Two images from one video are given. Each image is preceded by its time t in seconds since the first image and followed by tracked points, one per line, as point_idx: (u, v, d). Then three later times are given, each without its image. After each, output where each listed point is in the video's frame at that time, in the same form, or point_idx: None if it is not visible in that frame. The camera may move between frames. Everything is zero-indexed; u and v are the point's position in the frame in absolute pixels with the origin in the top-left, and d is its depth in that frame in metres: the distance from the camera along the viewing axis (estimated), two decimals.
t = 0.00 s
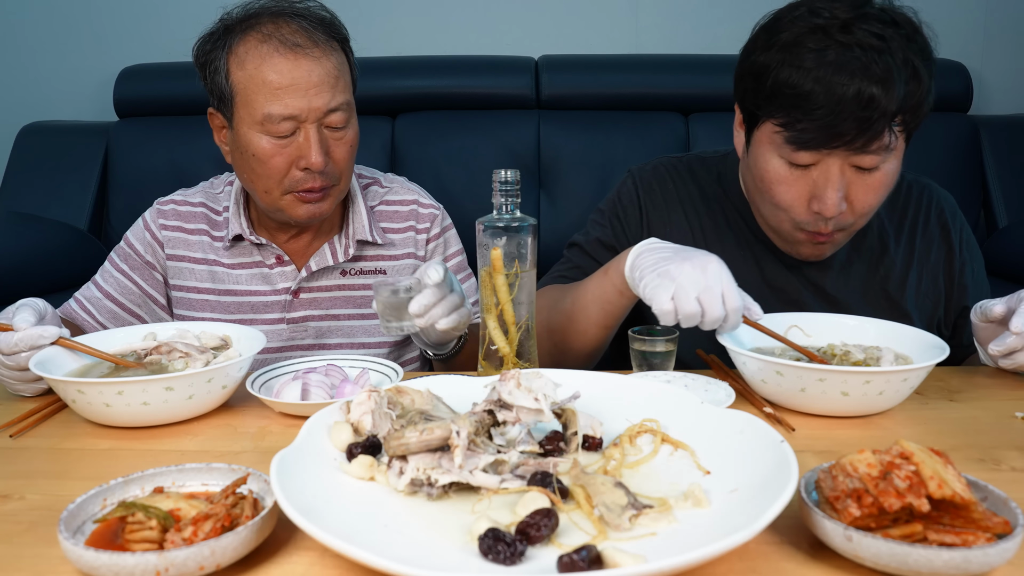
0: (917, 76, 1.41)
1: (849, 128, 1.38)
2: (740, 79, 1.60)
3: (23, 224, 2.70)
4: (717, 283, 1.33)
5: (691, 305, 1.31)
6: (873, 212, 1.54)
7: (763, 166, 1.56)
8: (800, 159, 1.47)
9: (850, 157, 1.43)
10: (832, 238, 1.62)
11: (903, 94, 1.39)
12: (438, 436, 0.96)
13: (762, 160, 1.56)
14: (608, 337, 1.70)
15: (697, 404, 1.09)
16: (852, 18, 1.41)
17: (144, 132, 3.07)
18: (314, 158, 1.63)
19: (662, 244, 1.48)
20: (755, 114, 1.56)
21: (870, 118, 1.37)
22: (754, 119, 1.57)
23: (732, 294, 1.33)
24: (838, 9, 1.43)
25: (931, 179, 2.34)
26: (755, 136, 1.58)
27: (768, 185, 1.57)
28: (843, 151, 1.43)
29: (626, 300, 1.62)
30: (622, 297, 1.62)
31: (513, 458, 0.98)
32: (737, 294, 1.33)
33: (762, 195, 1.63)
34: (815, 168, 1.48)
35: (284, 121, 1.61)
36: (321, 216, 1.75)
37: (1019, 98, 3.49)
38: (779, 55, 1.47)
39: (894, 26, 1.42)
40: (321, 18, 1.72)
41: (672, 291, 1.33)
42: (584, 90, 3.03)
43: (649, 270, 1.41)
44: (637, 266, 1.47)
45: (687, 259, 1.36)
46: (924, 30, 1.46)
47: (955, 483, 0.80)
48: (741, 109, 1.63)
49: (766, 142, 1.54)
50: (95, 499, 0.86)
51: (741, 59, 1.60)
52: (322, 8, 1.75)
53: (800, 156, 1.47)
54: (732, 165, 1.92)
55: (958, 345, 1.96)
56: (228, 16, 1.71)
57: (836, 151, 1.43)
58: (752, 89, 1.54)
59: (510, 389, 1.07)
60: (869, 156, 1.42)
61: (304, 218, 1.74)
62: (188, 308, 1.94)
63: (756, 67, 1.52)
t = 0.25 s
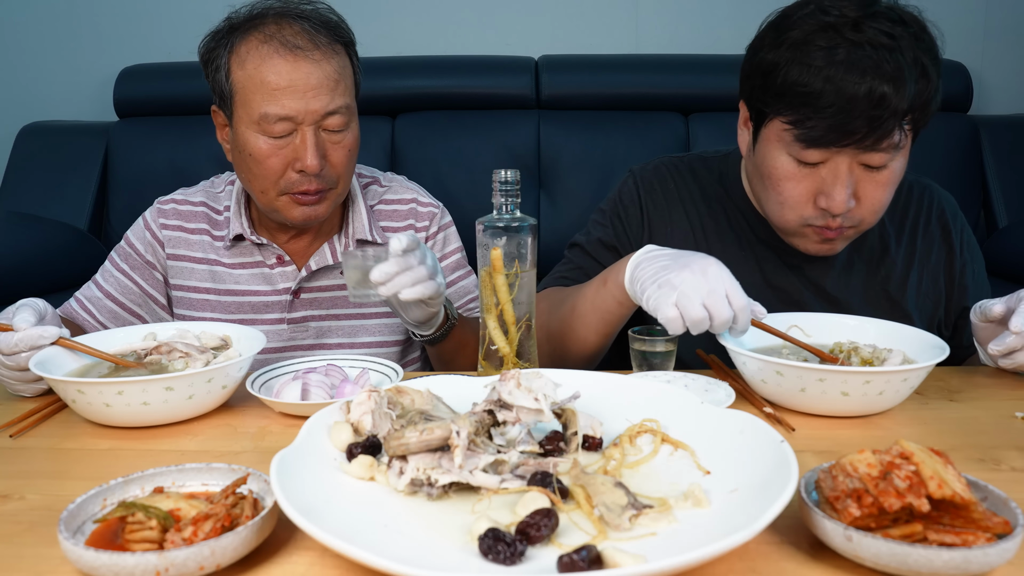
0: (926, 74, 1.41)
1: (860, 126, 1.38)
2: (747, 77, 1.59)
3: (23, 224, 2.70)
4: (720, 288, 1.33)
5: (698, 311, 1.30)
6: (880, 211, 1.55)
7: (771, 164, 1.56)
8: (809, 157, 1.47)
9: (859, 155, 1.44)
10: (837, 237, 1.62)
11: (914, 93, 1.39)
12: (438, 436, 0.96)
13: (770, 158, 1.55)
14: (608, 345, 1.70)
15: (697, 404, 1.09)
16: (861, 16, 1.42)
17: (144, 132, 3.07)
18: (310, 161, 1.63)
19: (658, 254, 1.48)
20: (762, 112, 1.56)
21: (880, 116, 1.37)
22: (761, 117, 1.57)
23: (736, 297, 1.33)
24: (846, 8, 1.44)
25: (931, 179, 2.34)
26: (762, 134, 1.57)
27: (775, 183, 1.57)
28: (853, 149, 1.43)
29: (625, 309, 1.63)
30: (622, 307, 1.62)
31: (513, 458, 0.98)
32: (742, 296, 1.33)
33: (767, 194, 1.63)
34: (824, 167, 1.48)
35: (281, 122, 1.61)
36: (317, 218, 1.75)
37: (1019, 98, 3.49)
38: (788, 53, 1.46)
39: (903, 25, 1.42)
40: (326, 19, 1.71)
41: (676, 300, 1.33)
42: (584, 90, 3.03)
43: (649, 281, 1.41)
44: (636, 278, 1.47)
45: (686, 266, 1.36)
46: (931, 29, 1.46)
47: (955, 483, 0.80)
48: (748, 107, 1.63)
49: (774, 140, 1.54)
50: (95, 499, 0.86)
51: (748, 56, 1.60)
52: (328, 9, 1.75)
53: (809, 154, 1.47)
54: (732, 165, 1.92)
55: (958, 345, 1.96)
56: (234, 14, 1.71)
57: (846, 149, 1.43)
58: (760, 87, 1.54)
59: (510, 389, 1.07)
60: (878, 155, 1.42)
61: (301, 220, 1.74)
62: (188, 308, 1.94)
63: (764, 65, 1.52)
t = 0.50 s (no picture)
0: (928, 71, 1.41)
1: (863, 121, 1.38)
2: (749, 74, 1.59)
3: (23, 224, 2.70)
4: (709, 295, 1.33)
5: (689, 321, 1.31)
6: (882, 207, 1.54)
7: (773, 159, 1.55)
8: (813, 152, 1.47)
9: (862, 150, 1.43)
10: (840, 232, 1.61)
11: (916, 88, 1.39)
12: (438, 436, 0.96)
13: (772, 154, 1.55)
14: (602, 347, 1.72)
15: (697, 404, 1.09)
16: (863, 13, 1.42)
17: (144, 132, 3.07)
18: (304, 163, 1.62)
19: (646, 261, 1.48)
20: (764, 108, 1.55)
21: (883, 111, 1.37)
22: (763, 114, 1.57)
23: (724, 302, 1.33)
24: (848, 4, 1.44)
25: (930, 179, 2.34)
26: (765, 130, 1.57)
27: (776, 179, 1.56)
28: (856, 144, 1.42)
29: (617, 315, 1.64)
30: (614, 313, 1.63)
31: (513, 458, 0.98)
32: (732, 301, 1.33)
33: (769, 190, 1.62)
34: (827, 162, 1.48)
35: (277, 122, 1.61)
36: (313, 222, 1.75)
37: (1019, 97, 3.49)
38: (790, 49, 1.46)
39: (904, 22, 1.42)
40: (330, 20, 1.72)
41: (666, 310, 1.32)
42: (584, 90, 3.03)
43: (638, 291, 1.40)
44: (626, 286, 1.46)
45: (674, 276, 1.36)
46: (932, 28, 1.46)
47: (955, 483, 0.80)
48: (750, 103, 1.63)
49: (777, 136, 1.53)
50: (95, 499, 0.86)
51: (750, 54, 1.60)
52: (334, 11, 1.76)
53: (812, 149, 1.47)
54: (732, 165, 1.92)
55: (957, 344, 1.96)
56: (239, 14, 1.72)
57: (848, 144, 1.43)
58: (762, 84, 1.54)
59: (510, 389, 1.07)
60: (880, 150, 1.42)
61: (296, 222, 1.74)
62: (189, 308, 1.94)
63: (766, 62, 1.52)
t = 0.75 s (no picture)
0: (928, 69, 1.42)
1: (862, 116, 1.37)
2: (750, 70, 1.60)
3: (23, 223, 2.70)
4: (687, 292, 1.32)
5: (667, 321, 1.30)
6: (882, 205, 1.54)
7: (773, 156, 1.55)
8: (812, 148, 1.46)
9: (861, 146, 1.43)
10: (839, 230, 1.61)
11: (916, 84, 1.39)
12: (438, 436, 0.96)
13: (772, 150, 1.55)
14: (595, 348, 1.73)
15: (697, 405, 1.09)
16: (864, 10, 1.42)
17: (144, 132, 3.07)
18: (301, 167, 1.62)
19: (627, 262, 1.48)
20: (764, 105, 1.56)
21: (882, 107, 1.37)
22: (764, 110, 1.57)
23: (704, 297, 1.32)
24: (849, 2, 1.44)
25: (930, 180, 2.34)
26: (765, 126, 1.57)
27: (776, 175, 1.56)
28: (855, 139, 1.42)
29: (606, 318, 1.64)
30: (603, 316, 1.64)
31: (513, 458, 0.98)
32: (711, 296, 1.32)
33: (768, 188, 1.62)
34: (826, 159, 1.48)
35: (273, 125, 1.61)
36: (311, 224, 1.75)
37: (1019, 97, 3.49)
38: (790, 45, 1.47)
39: (904, 20, 1.43)
40: (332, 22, 1.72)
41: (645, 312, 1.33)
42: (584, 90, 3.03)
43: (619, 295, 1.41)
44: (610, 289, 1.47)
45: (650, 277, 1.36)
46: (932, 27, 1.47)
47: (955, 483, 0.80)
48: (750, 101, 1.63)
49: (777, 132, 1.53)
50: (95, 499, 0.86)
51: (750, 52, 1.60)
52: (337, 13, 1.76)
53: (811, 146, 1.46)
54: (733, 165, 1.92)
55: (957, 344, 1.96)
56: (243, 15, 1.72)
57: (848, 140, 1.42)
58: (762, 79, 1.54)
59: (510, 389, 1.07)
60: (879, 146, 1.42)
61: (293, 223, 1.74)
62: (189, 308, 1.94)
63: (766, 58, 1.52)
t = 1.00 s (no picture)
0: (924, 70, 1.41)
1: (856, 116, 1.38)
2: (747, 70, 1.60)
3: (23, 223, 2.70)
4: (670, 266, 1.31)
5: (651, 296, 1.29)
6: (877, 207, 1.54)
7: (767, 154, 1.55)
8: (805, 148, 1.47)
9: (855, 147, 1.43)
10: (834, 230, 1.61)
11: (910, 85, 1.39)
12: (438, 436, 0.96)
13: (767, 150, 1.55)
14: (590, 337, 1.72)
15: (697, 405, 1.09)
16: (861, 10, 1.42)
17: (144, 132, 3.07)
18: (298, 171, 1.62)
19: (612, 239, 1.47)
20: (761, 104, 1.56)
21: (875, 108, 1.37)
22: (760, 110, 1.57)
23: (687, 271, 1.31)
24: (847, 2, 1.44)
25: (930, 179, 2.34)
26: (761, 126, 1.57)
27: (770, 174, 1.56)
28: (848, 140, 1.42)
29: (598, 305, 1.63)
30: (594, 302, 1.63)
31: (513, 458, 0.98)
32: (694, 268, 1.31)
33: (764, 187, 1.62)
34: (820, 158, 1.48)
35: (271, 129, 1.61)
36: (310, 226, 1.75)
37: (1019, 97, 3.49)
38: (786, 45, 1.47)
39: (903, 21, 1.42)
40: (333, 25, 1.72)
41: (629, 289, 1.32)
42: (584, 90, 3.03)
43: (604, 274, 1.40)
44: (596, 269, 1.46)
45: (632, 252, 1.35)
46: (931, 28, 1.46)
47: (956, 483, 0.80)
48: (748, 102, 1.63)
49: (772, 132, 1.53)
50: (95, 499, 0.86)
51: (748, 52, 1.60)
52: (341, 17, 1.76)
53: (805, 145, 1.46)
54: (732, 165, 1.92)
55: (957, 344, 1.96)
56: (246, 17, 1.72)
57: (842, 140, 1.43)
58: (759, 79, 1.54)
59: (510, 389, 1.07)
60: (873, 147, 1.42)
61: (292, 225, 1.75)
62: (190, 309, 1.94)
63: (762, 58, 1.53)
